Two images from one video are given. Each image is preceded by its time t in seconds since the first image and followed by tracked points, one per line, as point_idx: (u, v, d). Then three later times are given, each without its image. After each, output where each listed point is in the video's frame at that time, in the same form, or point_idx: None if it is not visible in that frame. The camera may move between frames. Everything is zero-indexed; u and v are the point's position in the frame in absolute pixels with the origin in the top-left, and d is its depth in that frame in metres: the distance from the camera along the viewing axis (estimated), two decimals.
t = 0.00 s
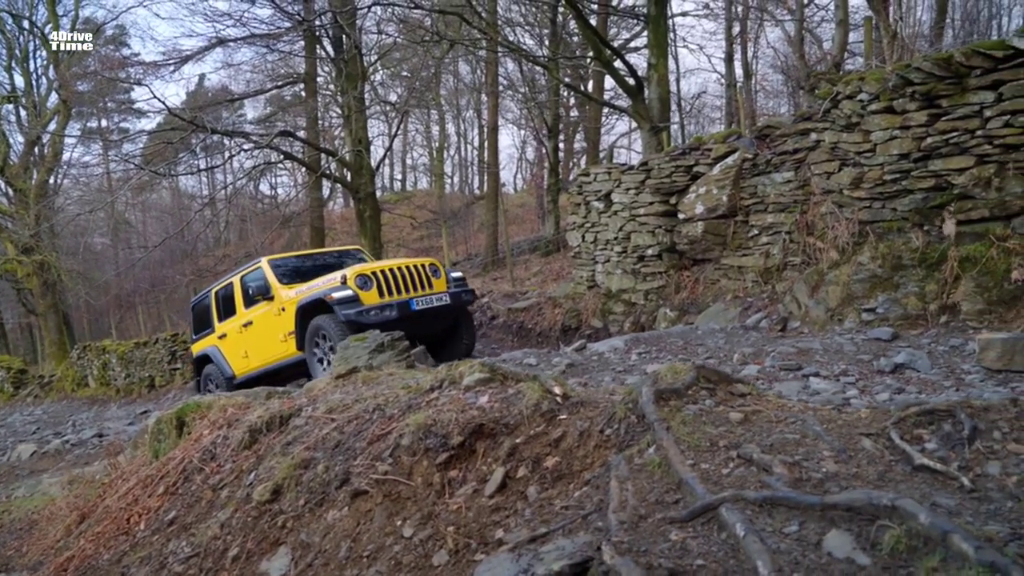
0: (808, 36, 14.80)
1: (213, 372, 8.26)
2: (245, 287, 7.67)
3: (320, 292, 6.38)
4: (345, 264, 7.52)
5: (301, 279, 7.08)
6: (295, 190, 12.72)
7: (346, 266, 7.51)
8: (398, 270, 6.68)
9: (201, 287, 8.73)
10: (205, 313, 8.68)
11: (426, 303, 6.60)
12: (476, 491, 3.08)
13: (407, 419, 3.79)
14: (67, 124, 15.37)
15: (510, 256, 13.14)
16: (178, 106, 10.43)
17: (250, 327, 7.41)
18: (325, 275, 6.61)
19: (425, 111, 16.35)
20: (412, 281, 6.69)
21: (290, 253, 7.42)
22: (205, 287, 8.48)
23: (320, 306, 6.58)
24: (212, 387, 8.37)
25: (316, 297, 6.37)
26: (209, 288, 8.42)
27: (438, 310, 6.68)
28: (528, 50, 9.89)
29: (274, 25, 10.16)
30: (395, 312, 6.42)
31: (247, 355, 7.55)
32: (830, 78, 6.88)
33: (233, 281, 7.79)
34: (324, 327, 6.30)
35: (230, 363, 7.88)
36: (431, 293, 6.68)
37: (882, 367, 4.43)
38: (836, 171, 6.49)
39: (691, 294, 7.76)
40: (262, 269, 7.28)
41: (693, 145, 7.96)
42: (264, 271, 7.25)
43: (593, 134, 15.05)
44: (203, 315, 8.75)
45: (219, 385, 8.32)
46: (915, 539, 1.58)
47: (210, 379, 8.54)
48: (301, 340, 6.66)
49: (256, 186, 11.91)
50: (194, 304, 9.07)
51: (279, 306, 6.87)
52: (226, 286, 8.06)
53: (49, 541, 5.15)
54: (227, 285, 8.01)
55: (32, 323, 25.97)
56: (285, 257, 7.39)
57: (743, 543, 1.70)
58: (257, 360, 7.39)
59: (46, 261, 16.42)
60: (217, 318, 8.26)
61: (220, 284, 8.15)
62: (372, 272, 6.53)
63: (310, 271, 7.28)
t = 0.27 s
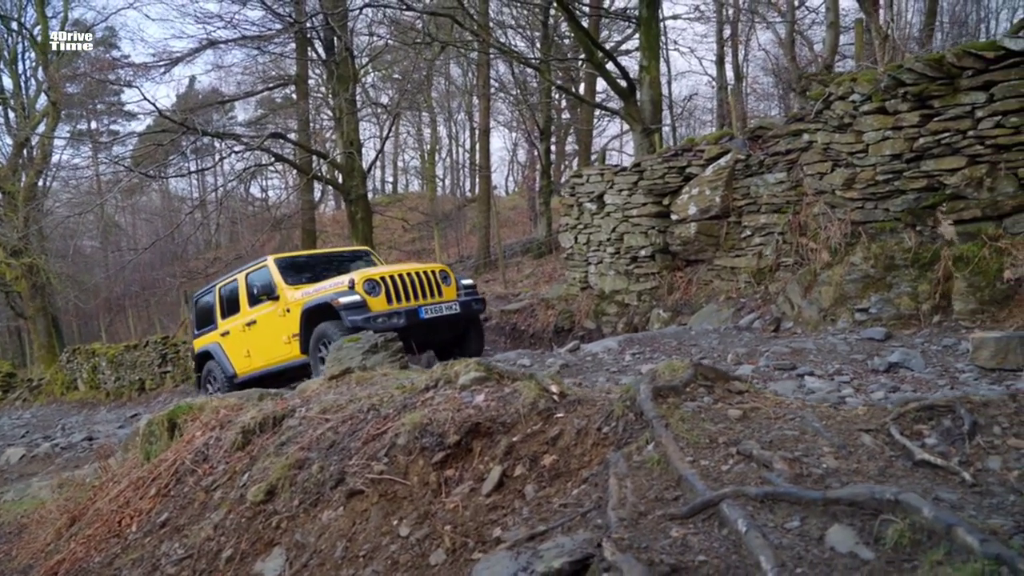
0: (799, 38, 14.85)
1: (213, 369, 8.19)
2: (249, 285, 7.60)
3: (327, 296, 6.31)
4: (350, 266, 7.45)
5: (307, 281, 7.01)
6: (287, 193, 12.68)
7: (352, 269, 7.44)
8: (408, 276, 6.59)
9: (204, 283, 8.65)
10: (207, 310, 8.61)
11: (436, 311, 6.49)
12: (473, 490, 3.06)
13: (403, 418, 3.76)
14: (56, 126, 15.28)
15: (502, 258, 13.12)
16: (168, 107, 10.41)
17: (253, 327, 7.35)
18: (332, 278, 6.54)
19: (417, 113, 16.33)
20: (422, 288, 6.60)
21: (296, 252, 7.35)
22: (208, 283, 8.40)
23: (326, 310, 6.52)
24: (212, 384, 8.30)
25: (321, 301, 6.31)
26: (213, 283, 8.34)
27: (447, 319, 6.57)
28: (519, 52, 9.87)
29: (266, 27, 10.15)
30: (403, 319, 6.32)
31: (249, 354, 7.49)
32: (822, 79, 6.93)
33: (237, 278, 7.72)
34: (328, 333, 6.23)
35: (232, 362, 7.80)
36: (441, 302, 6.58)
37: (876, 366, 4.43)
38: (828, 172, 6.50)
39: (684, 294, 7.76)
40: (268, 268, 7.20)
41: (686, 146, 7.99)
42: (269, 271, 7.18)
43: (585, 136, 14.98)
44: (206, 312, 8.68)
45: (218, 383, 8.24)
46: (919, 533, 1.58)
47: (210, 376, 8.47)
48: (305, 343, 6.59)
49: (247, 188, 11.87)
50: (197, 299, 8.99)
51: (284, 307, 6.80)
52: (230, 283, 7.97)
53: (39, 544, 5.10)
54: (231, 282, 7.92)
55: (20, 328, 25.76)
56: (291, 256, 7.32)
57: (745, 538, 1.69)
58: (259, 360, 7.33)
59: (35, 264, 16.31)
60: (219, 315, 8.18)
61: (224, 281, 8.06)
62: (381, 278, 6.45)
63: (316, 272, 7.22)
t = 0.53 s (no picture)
0: (790, 40, 14.89)
1: (213, 365, 8.08)
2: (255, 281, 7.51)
3: (336, 293, 6.25)
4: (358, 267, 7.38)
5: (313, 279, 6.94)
6: (278, 194, 12.63)
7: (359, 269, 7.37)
8: (420, 277, 6.51)
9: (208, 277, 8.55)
10: (209, 305, 8.50)
11: (446, 314, 6.39)
12: (470, 487, 3.04)
13: (398, 416, 3.74)
14: (45, 127, 15.18)
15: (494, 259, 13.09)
16: (159, 108, 10.35)
17: (256, 323, 7.25)
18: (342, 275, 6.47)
19: (409, 114, 16.29)
20: (433, 290, 6.51)
21: (303, 249, 7.27)
22: (212, 277, 8.30)
23: (334, 308, 6.45)
24: (211, 381, 8.18)
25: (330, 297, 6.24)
26: (216, 278, 8.24)
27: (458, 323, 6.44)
28: (512, 53, 9.82)
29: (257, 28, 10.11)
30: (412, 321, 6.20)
31: (251, 351, 7.39)
32: (814, 80, 6.96)
33: (242, 274, 7.63)
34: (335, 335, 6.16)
35: (233, 358, 7.72)
36: (451, 305, 6.47)
37: (870, 364, 4.44)
38: (821, 172, 6.50)
39: (678, 294, 7.76)
40: (277, 265, 7.14)
41: (679, 146, 8.02)
42: (276, 267, 7.10)
43: (577, 138, 14.93)
44: (208, 307, 8.57)
45: (217, 380, 8.13)
46: (922, 524, 1.58)
47: (209, 373, 8.35)
48: (311, 342, 6.49)
49: (238, 190, 11.82)
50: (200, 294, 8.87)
51: (290, 304, 6.72)
52: (234, 278, 7.89)
53: (29, 546, 5.05)
54: (235, 277, 7.85)
55: (9, 331, 25.55)
56: (298, 253, 7.24)
57: (748, 532, 1.68)
58: (261, 358, 7.23)
59: (24, 266, 16.18)
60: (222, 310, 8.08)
61: (228, 276, 7.98)
62: (392, 278, 6.38)
63: (322, 270, 7.15)
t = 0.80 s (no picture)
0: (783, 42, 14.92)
1: (211, 363, 7.99)
2: (252, 278, 7.41)
3: (337, 295, 6.18)
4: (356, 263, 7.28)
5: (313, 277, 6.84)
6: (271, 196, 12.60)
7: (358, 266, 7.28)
8: (422, 274, 6.46)
9: (205, 273, 8.43)
10: (207, 301, 8.39)
11: (451, 312, 6.37)
12: (466, 486, 3.03)
13: (394, 415, 3.73)
14: (35, 127, 15.10)
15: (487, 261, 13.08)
16: (150, 109, 10.30)
17: (255, 322, 7.16)
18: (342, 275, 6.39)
19: (402, 115, 16.26)
20: (436, 287, 6.49)
21: (301, 246, 7.17)
22: (209, 273, 8.18)
23: (336, 309, 6.39)
24: (210, 379, 8.10)
25: (331, 300, 6.17)
26: (213, 274, 8.12)
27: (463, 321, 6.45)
28: (504, 54, 9.81)
29: (250, 28, 10.09)
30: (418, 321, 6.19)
31: (250, 350, 7.31)
32: (807, 80, 6.98)
33: (240, 271, 7.52)
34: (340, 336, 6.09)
35: (231, 356, 7.64)
36: (455, 302, 6.46)
37: (864, 363, 4.44)
38: (814, 172, 6.50)
39: (671, 294, 7.76)
40: (274, 262, 7.04)
41: (672, 147, 8.03)
42: (275, 265, 7.00)
43: (570, 139, 14.90)
44: (205, 304, 8.45)
45: (216, 378, 8.05)
46: (922, 520, 1.58)
47: (208, 371, 8.26)
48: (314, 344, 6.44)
49: (230, 192, 11.78)
50: (197, 290, 8.76)
51: (289, 304, 6.63)
52: (231, 274, 7.79)
53: (21, 548, 5.01)
54: (232, 273, 7.74)
55: None
56: (297, 250, 7.14)
57: (747, 528, 1.68)
58: (260, 358, 7.15)
59: (14, 267, 16.08)
60: (219, 308, 7.98)
61: (225, 272, 7.87)
62: (394, 276, 6.32)
63: (321, 268, 7.05)
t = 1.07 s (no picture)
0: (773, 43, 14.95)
1: (210, 360, 7.92)
2: (254, 276, 7.34)
3: (345, 298, 6.12)
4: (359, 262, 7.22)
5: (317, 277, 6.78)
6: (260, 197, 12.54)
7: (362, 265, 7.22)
8: (432, 277, 6.43)
9: (204, 268, 8.33)
10: (206, 297, 8.30)
11: (462, 317, 6.35)
12: (462, 485, 3.02)
13: (388, 415, 3.71)
14: (22, 128, 14.97)
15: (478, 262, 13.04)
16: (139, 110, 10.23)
17: (257, 320, 7.09)
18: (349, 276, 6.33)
19: (392, 117, 16.22)
20: (446, 291, 6.45)
21: (305, 244, 7.09)
22: (209, 269, 8.08)
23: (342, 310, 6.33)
24: (208, 376, 8.01)
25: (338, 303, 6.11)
26: (214, 270, 8.03)
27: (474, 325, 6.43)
28: (495, 55, 9.79)
29: (240, 29, 10.05)
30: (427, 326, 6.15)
31: (252, 349, 7.24)
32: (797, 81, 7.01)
33: (242, 268, 7.44)
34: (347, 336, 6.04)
35: (231, 355, 7.56)
36: (466, 307, 6.44)
37: (857, 363, 4.45)
38: (805, 172, 6.52)
39: (663, 295, 7.76)
40: (279, 261, 6.97)
41: (663, 147, 8.03)
42: (279, 263, 6.93)
43: (560, 140, 14.88)
44: (204, 299, 8.35)
45: (214, 376, 7.97)
46: (923, 515, 1.58)
47: (206, 368, 8.18)
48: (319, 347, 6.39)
49: (219, 194, 11.72)
50: (196, 285, 8.66)
51: (294, 304, 6.57)
52: (232, 271, 7.69)
53: (9, 552, 4.95)
54: (234, 270, 7.64)
55: None
56: (300, 248, 7.07)
57: (746, 525, 1.67)
58: (263, 357, 7.09)
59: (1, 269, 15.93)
60: (219, 304, 7.89)
61: (226, 268, 7.77)
62: (403, 279, 6.27)
63: (326, 267, 6.99)
